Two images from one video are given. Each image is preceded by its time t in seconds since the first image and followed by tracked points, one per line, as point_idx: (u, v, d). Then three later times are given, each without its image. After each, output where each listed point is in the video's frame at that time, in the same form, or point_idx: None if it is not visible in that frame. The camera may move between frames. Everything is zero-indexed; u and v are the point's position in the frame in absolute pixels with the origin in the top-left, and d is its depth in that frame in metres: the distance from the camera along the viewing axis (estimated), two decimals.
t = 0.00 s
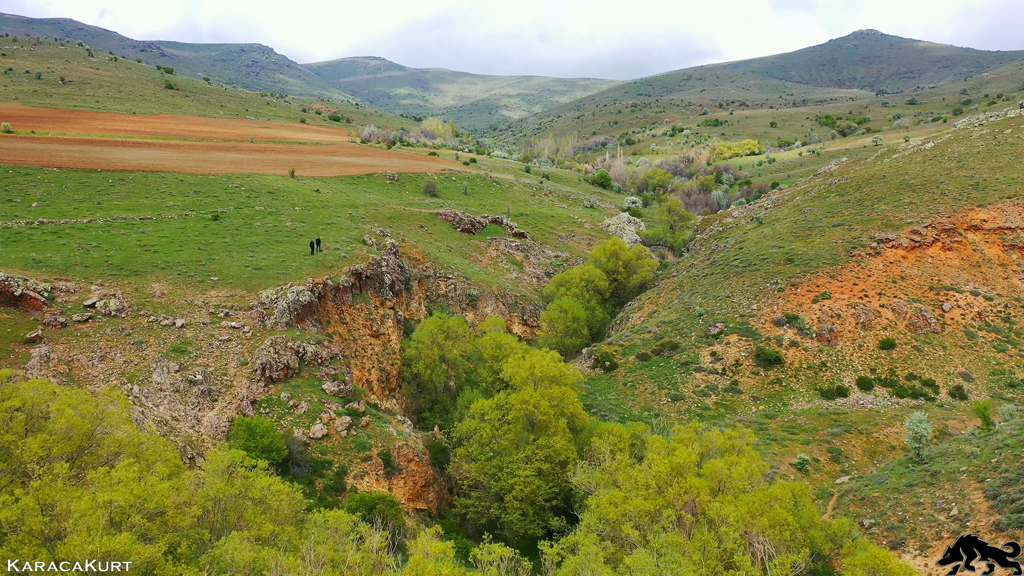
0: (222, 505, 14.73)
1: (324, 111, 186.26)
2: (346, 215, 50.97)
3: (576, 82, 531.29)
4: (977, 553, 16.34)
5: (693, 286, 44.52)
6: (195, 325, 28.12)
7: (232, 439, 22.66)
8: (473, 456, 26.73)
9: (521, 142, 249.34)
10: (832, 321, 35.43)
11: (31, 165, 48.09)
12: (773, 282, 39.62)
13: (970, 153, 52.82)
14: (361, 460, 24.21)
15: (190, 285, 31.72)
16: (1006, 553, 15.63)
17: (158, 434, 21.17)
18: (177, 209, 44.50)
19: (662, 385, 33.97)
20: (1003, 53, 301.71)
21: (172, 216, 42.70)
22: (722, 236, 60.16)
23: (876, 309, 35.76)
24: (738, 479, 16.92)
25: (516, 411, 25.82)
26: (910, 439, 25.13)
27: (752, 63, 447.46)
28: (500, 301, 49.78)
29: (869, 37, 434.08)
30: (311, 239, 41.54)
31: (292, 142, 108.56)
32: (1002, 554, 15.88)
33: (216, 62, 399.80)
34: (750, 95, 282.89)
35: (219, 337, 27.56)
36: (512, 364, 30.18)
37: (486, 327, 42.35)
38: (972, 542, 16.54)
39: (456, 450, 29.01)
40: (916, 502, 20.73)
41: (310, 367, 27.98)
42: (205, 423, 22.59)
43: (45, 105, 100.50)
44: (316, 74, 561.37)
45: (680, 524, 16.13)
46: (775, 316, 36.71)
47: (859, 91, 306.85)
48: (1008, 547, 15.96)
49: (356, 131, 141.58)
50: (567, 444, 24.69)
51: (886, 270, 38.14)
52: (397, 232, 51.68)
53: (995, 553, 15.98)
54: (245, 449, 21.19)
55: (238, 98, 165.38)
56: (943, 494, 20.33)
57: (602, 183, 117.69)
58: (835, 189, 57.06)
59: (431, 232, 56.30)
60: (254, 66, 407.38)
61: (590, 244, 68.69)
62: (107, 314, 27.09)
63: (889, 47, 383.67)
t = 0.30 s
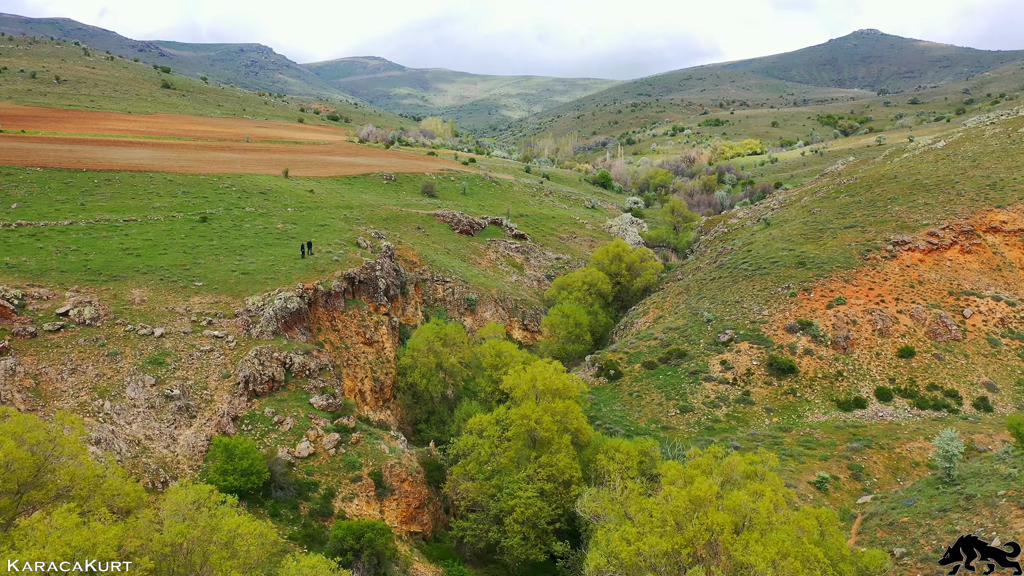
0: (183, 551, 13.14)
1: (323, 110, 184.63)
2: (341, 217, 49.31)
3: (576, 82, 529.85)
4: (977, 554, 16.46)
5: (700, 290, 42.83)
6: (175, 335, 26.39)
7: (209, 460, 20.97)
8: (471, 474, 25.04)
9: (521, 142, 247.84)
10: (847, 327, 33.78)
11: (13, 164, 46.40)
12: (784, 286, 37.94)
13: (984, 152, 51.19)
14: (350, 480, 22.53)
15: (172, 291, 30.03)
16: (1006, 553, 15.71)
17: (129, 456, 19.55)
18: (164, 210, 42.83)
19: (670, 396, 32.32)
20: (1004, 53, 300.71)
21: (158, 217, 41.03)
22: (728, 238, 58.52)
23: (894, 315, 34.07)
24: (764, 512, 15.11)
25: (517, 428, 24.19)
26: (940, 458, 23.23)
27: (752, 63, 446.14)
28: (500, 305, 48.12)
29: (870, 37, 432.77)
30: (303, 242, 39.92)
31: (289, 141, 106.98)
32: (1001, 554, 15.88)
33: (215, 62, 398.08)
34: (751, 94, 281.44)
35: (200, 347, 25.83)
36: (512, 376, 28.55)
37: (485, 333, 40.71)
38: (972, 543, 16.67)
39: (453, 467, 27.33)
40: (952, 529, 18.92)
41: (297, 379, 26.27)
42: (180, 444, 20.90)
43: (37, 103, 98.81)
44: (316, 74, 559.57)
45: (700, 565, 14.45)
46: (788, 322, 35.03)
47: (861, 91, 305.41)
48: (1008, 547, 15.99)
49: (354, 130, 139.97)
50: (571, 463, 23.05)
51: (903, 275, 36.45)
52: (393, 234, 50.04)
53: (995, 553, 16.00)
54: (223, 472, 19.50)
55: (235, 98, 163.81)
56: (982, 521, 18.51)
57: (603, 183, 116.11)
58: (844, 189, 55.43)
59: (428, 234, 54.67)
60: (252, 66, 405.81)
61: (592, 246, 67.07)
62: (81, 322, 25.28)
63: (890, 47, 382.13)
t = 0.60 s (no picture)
0: None
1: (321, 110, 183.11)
2: (335, 218, 47.71)
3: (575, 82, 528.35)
4: (978, 553, 16.91)
5: (707, 294, 41.25)
6: (154, 345, 24.72)
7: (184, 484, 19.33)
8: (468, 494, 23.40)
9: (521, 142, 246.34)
10: (864, 334, 32.20)
11: None
12: (796, 290, 36.35)
13: (1000, 150, 49.57)
14: (338, 503, 20.91)
15: (154, 297, 28.43)
16: (1007, 553, 16.39)
17: (95, 480, 17.93)
18: (151, 211, 41.23)
19: (679, 407, 30.74)
20: (1005, 53, 299.41)
21: (144, 219, 39.42)
22: (734, 239, 56.96)
23: (913, 321, 32.42)
24: (795, 552, 13.49)
25: (518, 445, 22.61)
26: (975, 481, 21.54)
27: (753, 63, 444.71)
28: (499, 309, 46.49)
29: (870, 36, 431.65)
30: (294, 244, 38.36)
31: (285, 140, 105.43)
32: (1002, 555, 16.32)
33: (213, 62, 396.14)
34: (752, 94, 280.07)
35: (180, 358, 24.19)
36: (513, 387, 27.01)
37: (484, 340, 39.12)
38: (973, 543, 17.04)
39: (450, 486, 25.69)
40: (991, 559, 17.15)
41: (284, 392, 24.57)
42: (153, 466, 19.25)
43: (29, 102, 97.24)
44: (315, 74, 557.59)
45: None
46: (801, 328, 33.45)
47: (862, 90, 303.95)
48: (1008, 547, 16.78)
49: (352, 130, 138.37)
50: (576, 482, 21.40)
51: (920, 279, 34.81)
52: (389, 235, 48.47)
53: (995, 553, 16.52)
54: (198, 497, 17.92)
55: (233, 97, 162.14)
56: None
57: (604, 183, 114.57)
58: (855, 190, 53.77)
59: (425, 235, 53.09)
60: (251, 66, 404.18)
61: (594, 247, 65.50)
62: (51, 332, 23.53)
63: (891, 46, 380.79)
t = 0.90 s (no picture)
0: None
1: (320, 110, 181.68)
2: (329, 219, 46.23)
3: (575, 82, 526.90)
4: (977, 554, 17.64)
5: (715, 298, 39.71)
6: (131, 355, 23.13)
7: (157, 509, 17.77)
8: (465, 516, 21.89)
9: (521, 141, 244.86)
10: (881, 341, 30.66)
11: None
12: (809, 294, 34.83)
13: (1014, 149, 48.02)
14: (324, 527, 19.38)
15: (134, 304, 26.89)
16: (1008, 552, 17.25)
17: (58, 507, 16.39)
18: (137, 212, 39.74)
19: (687, 419, 29.25)
20: (1006, 52, 298.07)
21: (129, 220, 37.93)
22: (740, 241, 55.43)
23: (931, 328, 30.83)
24: None
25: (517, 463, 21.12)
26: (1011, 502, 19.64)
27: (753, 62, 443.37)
28: (498, 313, 44.97)
29: (871, 36, 430.22)
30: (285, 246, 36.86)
31: (282, 140, 103.96)
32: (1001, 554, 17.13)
33: (213, 62, 394.50)
34: (753, 94, 278.58)
35: (158, 370, 22.63)
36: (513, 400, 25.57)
37: (484, 346, 37.60)
38: (973, 544, 17.86)
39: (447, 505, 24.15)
40: None
41: (269, 406, 23.01)
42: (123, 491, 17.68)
43: (22, 100, 95.76)
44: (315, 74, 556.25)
45: None
46: (814, 335, 31.92)
47: (864, 90, 302.49)
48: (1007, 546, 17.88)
49: (350, 129, 136.91)
50: (581, 503, 19.91)
51: (939, 283, 33.22)
52: (385, 237, 46.96)
53: (995, 553, 17.26)
54: (169, 526, 16.34)
55: (231, 96, 160.61)
56: None
57: (604, 183, 113.15)
58: (864, 190, 52.27)
59: (423, 237, 51.61)
60: (250, 65, 402.91)
61: (596, 248, 64.05)
62: (20, 341, 21.88)
63: (892, 46, 379.31)
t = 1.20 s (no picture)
0: None
1: (319, 109, 180.43)
2: (323, 220, 44.78)
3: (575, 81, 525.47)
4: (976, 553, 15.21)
5: (722, 302, 38.21)
6: (105, 367, 21.57)
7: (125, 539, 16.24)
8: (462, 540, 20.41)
9: (522, 141, 243.61)
10: (899, 349, 29.09)
11: None
12: (822, 298, 33.31)
13: None
14: (308, 555, 17.87)
15: (113, 311, 25.43)
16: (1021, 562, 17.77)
17: (14, 538, 14.86)
18: (123, 212, 38.32)
19: (697, 431, 27.78)
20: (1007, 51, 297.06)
21: (114, 221, 36.50)
22: (746, 242, 53.97)
23: (952, 334, 29.19)
24: None
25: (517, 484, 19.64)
26: None
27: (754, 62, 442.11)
28: (498, 317, 43.52)
29: (871, 35, 428.94)
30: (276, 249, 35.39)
31: (279, 139, 102.56)
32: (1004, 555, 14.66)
33: (212, 61, 393.98)
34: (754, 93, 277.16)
35: (134, 383, 21.07)
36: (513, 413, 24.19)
37: (482, 352, 36.14)
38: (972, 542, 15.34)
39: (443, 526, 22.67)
40: None
41: (252, 421, 21.50)
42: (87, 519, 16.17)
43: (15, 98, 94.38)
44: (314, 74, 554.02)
45: None
46: (829, 342, 30.43)
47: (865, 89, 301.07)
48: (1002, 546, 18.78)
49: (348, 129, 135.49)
50: (586, 527, 18.45)
51: (958, 287, 31.57)
52: (381, 238, 45.51)
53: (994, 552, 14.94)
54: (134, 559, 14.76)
55: (228, 95, 159.15)
56: None
57: (606, 182, 111.73)
58: (874, 190, 50.80)
59: (421, 238, 50.18)
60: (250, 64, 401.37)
61: (598, 249, 62.62)
62: None
63: (892, 45, 377.76)
